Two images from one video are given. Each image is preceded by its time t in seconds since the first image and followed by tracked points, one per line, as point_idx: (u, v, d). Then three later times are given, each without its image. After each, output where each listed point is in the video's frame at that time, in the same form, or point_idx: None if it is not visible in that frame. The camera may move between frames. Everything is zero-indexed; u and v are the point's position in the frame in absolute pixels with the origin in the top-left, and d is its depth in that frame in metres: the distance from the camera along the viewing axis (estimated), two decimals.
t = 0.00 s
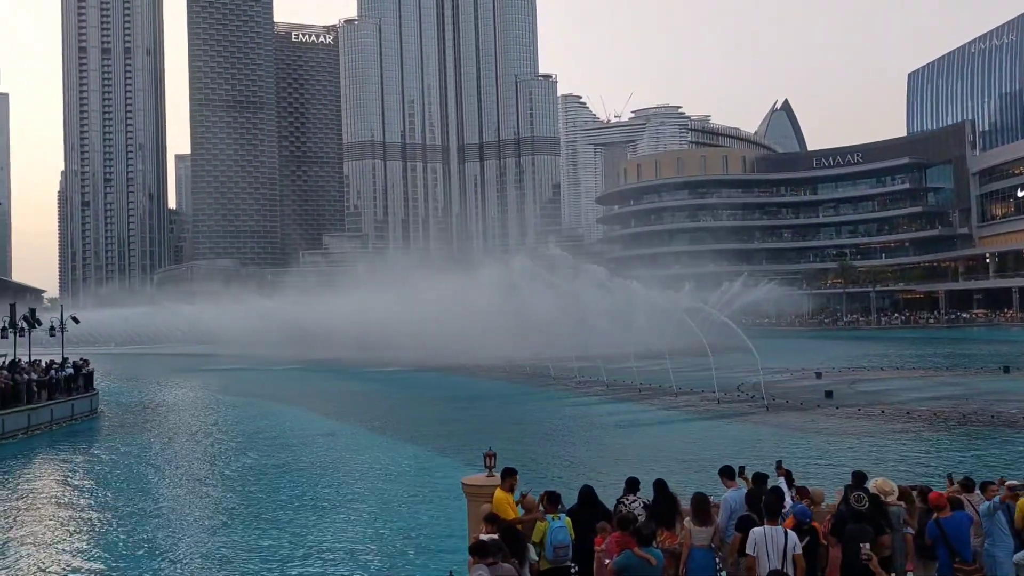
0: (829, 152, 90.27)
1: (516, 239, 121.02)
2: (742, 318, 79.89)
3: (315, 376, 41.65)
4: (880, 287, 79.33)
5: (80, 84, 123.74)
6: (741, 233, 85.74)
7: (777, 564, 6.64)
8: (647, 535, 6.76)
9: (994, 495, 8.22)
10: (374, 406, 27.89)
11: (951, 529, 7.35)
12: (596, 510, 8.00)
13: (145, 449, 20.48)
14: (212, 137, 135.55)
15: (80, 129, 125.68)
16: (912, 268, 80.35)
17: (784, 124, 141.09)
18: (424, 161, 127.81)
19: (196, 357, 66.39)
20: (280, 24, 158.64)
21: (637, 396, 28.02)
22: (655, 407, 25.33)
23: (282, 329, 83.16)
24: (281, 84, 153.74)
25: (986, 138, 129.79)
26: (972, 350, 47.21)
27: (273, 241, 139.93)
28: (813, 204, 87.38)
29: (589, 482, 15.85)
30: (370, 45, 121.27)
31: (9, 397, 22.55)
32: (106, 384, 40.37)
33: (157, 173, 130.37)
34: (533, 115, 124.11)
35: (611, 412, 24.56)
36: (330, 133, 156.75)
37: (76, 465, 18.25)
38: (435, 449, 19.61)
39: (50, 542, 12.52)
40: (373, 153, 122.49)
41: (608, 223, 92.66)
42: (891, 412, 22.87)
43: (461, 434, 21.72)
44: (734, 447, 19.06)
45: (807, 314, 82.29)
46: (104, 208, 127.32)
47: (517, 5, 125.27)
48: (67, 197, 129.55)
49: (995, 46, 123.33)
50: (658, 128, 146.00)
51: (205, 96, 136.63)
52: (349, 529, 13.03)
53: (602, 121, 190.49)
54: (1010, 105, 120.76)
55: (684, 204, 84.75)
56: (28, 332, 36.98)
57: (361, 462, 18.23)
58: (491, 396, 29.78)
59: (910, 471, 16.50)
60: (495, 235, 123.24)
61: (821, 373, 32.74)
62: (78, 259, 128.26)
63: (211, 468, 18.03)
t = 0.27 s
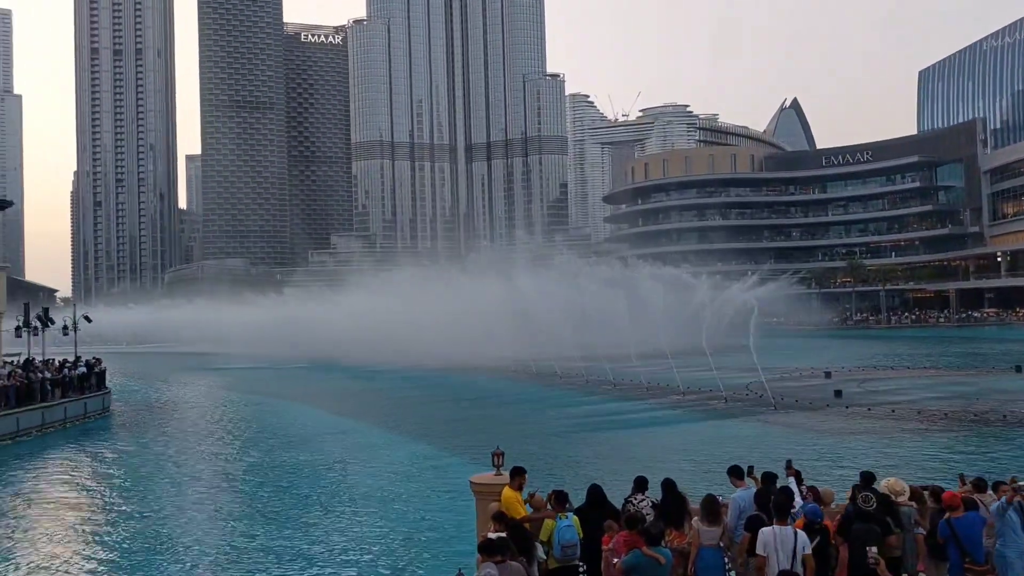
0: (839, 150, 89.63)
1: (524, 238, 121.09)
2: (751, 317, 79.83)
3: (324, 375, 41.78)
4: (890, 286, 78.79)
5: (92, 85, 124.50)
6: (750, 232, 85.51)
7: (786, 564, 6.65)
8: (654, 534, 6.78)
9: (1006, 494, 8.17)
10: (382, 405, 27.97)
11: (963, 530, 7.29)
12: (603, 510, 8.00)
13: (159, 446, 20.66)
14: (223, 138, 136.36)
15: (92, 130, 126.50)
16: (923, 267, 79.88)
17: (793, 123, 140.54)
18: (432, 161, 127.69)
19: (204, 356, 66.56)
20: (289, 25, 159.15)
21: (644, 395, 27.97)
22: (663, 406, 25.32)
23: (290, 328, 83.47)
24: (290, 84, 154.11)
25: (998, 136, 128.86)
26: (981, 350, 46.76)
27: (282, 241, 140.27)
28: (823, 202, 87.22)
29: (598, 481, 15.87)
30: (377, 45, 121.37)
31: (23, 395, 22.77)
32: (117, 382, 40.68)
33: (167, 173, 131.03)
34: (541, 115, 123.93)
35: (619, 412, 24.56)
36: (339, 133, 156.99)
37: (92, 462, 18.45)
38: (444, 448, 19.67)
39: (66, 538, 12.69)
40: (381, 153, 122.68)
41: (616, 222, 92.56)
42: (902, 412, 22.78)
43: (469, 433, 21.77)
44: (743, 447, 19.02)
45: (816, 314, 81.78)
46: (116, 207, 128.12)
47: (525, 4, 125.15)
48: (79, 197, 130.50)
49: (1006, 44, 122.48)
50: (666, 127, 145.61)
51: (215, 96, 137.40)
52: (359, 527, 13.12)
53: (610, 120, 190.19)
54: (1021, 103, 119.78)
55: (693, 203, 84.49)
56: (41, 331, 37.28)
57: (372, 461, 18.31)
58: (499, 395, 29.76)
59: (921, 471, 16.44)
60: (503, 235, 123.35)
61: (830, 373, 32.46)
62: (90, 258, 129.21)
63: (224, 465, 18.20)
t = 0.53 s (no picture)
0: (848, 149, 89.22)
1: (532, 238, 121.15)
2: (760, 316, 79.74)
3: (333, 375, 41.92)
4: (900, 285, 78.10)
5: (104, 87, 125.26)
6: (759, 231, 85.26)
7: (795, 564, 6.66)
8: (664, 534, 6.80)
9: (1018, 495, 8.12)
10: (391, 404, 28.03)
11: (974, 530, 7.22)
12: (611, 508, 7.99)
13: (169, 444, 20.79)
14: (233, 139, 137.04)
15: (104, 132, 127.38)
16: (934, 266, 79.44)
17: (802, 122, 140.14)
18: (440, 162, 127.72)
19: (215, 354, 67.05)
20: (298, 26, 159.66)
21: (653, 395, 28.00)
22: (672, 406, 25.29)
23: (299, 328, 83.86)
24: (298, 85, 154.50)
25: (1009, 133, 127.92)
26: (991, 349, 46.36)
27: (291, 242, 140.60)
28: (832, 201, 87.15)
29: (606, 480, 15.88)
30: (385, 45, 121.52)
31: (37, 394, 22.99)
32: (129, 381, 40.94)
33: (178, 174, 131.74)
34: (548, 114, 123.81)
35: (627, 411, 24.54)
36: (347, 133, 157.23)
37: (104, 460, 18.59)
38: (454, 447, 19.76)
39: (77, 535, 12.81)
40: (389, 153, 122.86)
41: (624, 221, 92.48)
42: (912, 412, 22.68)
43: (478, 433, 21.79)
44: (753, 447, 18.97)
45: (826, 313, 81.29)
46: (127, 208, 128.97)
47: (532, 4, 125.04)
48: (91, 198, 131.49)
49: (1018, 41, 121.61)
50: (674, 126, 145.28)
51: (225, 98, 138.00)
52: (368, 525, 13.19)
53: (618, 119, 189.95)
54: None
55: (701, 202, 84.36)
56: (54, 330, 37.59)
57: (382, 460, 18.36)
58: (508, 395, 29.82)
59: (931, 471, 16.43)
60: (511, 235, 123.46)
61: (840, 372, 32.30)
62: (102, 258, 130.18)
63: (234, 463, 18.30)
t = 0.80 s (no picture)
0: (856, 147, 88.97)
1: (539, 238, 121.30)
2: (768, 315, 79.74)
3: (341, 373, 42.06)
4: (910, 285, 77.18)
5: (115, 89, 125.98)
6: (768, 231, 85.05)
7: (804, 564, 6.67)
8: (673, 534, 6.82)
9: None
10: (400, 403, 28.12)
11: (984, 531, 7.10)
12: (621, 509, 7.98)
13: (178, 443, 20.87)
14: (242, 141, 137.67)
15: (115, 133, 128.21)
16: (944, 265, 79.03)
17: (811, 120, 139.70)
18: (448, 161, 127.94)
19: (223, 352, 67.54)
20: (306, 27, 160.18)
21: (661, 394, 27.98)
22: (681, 405, 25.30)
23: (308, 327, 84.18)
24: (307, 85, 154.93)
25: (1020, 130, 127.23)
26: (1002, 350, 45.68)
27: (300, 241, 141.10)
28: (841, 200, 86.95)
29: (615, 479, 15.91)
30: (393, 45, 121.53)
31: (50, 392, 23.19)
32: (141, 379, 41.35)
33: (189, 174, 132.40)
34: (556, 114, 123.67)
35: (636, 411, 24.58)
36: (355, 133, 157.58)
37: (113, 458, 18.71)
38: (463, 447, 19.80)
39: (87, 532, 12.91)
40: (397, 153, 123.00)
41: (632, 220, 92.41)
42: (922, 412, 22.63)
43: (488, 432, 21.86)
44: (763, 447, 18.96)
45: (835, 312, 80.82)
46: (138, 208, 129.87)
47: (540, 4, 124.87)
48: (103, 199, 132.48)
49: None
50: (682, 125, 144.99)
51: (234, 99, 138.54)
52: (375, 524, 13.21)
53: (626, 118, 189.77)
54: None
55: (710, 201, 84.25)
56: (66, 329, 37.86)
57: (390, 458, 18.43)
58: (516, 394, 29.84)
59: (941, 471, 16.37)
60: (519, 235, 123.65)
61: (849, 373, 32.15)
62: (114, 258, 131.21)
63: (242, 461, 18.36)
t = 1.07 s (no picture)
0: (865, 147, 88.56)
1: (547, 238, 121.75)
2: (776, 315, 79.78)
3: (349, 373, 42.11)
4: (919, 284, 76.50)
5: (125, 90, 126.54)
6: (776, 230, 84.77)
7: (812, 565, 6.68)
8: (681, 535, 6.81)
9: None
10: (407, 403, 28.15)
11: (995, 531, 7.08)
12: (630, 508, 7.93)
13: (187, 443, 20.89)
14: (250, 141, 138.09)
15: (126, 134, 128.88)
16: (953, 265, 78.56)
17: (820, 119, 139.16)
18: (455, 161, 128.08)
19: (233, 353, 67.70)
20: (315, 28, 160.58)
21: (669, 394, 27.96)
22: (688, 405, 25.29)
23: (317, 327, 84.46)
24: (315, 85, 155.28)
25: None
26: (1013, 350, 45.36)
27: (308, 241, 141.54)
28: (850, 200, 86.70)
29: (623, 481, 15.90)
30: (401, 45, 121.65)
31: (61, 391, 23.33)
32: (151, 378, 41.55)
33: (199, 174, 132.91)
34: (563, 114, 123.57)
35: (642, 410, 24.54)
36: (363, 133, 157.84)
37: (123, 458, 18.73)
38: (472, 446, 19.84)
39: (98, 532, 12.91)
40: (405, 153, 123.22)
41: (639, 220, 92.36)
42: (930, 412, 22.56)
43: (495, 432, 21.86)
44: (769, 447, 18.93)
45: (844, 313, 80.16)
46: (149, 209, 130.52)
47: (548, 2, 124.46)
48: (114, 199, 133.23)
49: None
50: (690, 124, 144.72)
51: (243, 99, 138.95)
52: (384, 524, 13.21)
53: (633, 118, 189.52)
54: None
55: (717, 201, 83.97)
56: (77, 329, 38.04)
57: (398, 458, 18.42)
58: (524, 394, 29.85)
59: (951, 471, 16.32)
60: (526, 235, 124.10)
61: (858, 373, 32.01)
62: (125, 257, 131.99)
63: (251, 461, 18.36)
